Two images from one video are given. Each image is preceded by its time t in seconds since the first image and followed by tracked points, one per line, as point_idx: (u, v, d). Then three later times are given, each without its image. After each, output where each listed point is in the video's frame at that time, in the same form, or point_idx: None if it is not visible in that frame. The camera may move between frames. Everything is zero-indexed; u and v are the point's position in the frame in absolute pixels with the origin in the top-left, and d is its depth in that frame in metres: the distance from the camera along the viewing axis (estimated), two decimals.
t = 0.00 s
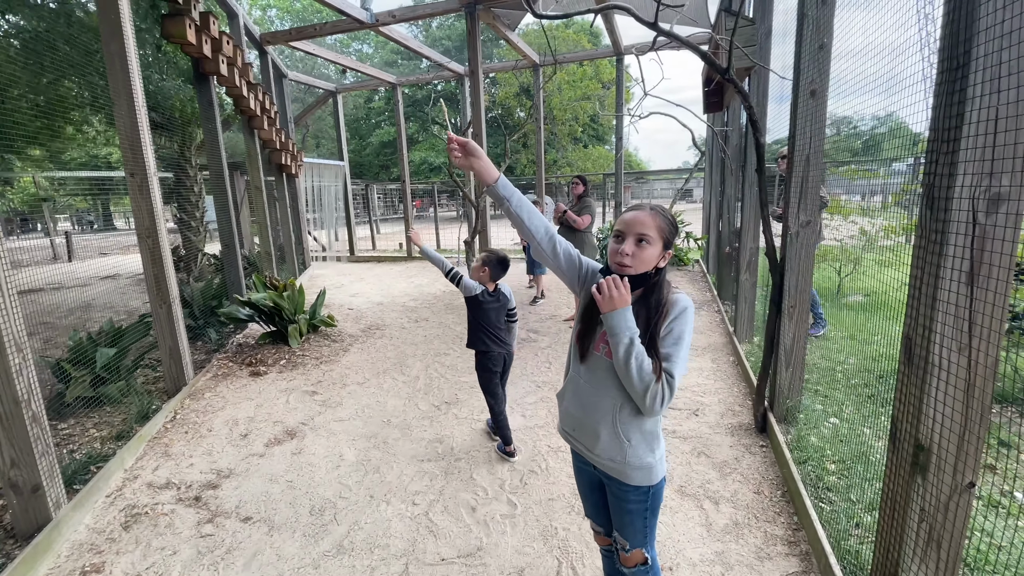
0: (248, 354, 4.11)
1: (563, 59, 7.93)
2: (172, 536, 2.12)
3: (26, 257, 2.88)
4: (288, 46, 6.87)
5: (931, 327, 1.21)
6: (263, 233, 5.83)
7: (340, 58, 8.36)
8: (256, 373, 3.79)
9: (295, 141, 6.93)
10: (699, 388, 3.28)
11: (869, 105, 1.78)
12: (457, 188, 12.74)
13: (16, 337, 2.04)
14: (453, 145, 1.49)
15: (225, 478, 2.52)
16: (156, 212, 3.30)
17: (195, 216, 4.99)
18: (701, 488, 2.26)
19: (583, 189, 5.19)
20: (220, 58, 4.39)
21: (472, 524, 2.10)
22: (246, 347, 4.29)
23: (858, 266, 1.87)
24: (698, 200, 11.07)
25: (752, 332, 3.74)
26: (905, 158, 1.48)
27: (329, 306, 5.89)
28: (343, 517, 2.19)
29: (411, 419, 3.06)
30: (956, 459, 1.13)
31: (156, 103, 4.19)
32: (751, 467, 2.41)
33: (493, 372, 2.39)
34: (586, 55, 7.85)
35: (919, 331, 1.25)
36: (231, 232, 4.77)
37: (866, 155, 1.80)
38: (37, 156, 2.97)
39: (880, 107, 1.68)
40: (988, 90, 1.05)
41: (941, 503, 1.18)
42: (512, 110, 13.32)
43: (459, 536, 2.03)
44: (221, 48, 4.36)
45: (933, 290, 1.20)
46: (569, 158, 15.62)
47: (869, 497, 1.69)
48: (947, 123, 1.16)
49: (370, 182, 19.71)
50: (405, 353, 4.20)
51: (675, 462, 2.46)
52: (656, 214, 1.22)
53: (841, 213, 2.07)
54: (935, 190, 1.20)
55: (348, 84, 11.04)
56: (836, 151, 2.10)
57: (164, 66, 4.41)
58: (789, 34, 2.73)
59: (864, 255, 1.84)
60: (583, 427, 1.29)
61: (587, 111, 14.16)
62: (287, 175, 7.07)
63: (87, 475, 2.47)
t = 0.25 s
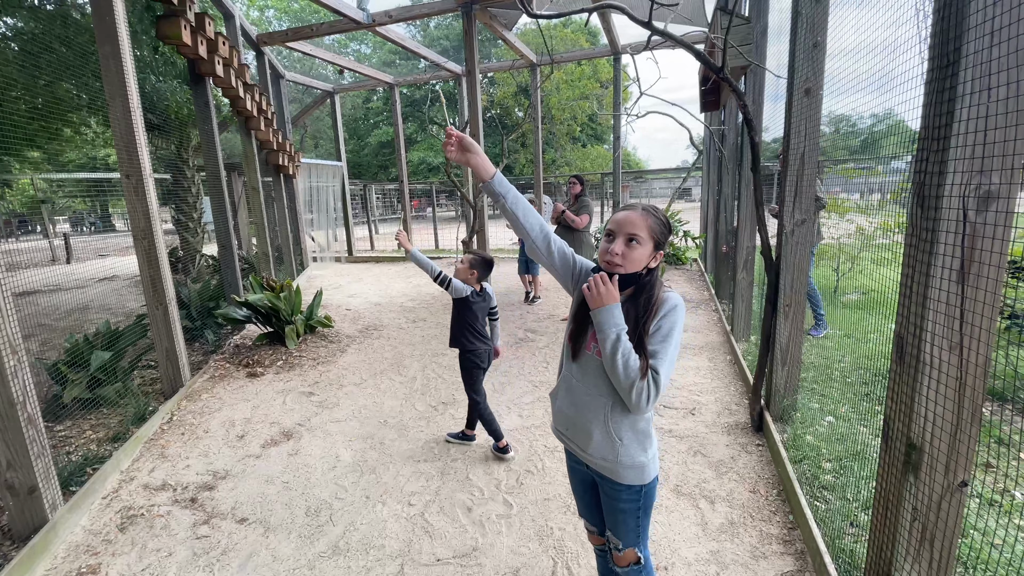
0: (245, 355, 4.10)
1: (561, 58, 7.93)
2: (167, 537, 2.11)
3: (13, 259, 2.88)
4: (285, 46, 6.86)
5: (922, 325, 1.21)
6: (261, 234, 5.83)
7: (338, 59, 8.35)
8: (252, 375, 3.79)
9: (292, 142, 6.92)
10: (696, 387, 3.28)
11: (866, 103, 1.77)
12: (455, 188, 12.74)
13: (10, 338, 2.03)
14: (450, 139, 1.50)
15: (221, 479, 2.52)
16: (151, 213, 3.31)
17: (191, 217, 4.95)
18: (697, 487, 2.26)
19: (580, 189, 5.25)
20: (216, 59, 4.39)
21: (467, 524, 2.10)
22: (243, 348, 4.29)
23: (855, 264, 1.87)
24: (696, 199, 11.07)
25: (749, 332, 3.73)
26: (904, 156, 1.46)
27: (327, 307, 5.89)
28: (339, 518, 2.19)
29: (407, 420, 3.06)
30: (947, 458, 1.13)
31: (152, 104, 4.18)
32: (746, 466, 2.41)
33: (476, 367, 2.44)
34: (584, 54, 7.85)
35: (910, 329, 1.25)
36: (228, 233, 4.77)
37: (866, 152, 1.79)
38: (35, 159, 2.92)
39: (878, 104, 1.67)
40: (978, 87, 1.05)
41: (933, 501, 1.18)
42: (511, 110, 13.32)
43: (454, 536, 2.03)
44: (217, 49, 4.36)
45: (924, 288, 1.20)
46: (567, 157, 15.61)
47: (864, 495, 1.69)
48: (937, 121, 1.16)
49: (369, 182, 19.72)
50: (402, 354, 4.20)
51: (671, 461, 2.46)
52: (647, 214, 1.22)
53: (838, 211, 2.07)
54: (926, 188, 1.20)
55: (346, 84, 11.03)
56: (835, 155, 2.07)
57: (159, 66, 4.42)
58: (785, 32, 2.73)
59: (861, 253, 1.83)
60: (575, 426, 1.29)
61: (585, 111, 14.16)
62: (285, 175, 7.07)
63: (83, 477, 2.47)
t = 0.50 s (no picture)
0: (243, 355, 4.10)
1: (559, 57, 7.93)
2: (165, 537, 2.11)
3: (8, 261, 2.88)
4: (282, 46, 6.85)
5: (917, 322, 1.21)
6: (258, 234, 5.82)
7: (336, 58, 8.34)
8: (250, 375, 3.79)
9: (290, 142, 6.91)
10: (694, 386, 3.28)
11: (864, 102, 1.77)
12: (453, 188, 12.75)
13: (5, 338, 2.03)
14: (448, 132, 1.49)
15: (219, 479, 2.51)
16: (147, 213, 3.30)
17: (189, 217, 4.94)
18: (694, 486, 2.26)
19: (578, 188, 5.27)
20: (213, 59, 4.39)
21: (465, 523, 2.09)
22: (241, 348, 4.29)
23: (853, 262, 1.86)
24: (695, 198, 11.08)
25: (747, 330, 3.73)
26: (903, 153, 1.45)
27: (325, 307, 5.89)
28: (336, 517, 2.18)
29: (405, 419, 3.06)
30: (943, 456, 1.13)
31: (149, 105, 4.18)
32: (744, 465, 2.41)
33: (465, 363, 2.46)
34: (581, 54, 7.85)
35: (905, 327, 1.25)
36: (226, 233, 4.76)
37: (864, 152, 1.78)
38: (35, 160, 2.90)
39: (876, 103, 1.66)
40: (973, 83, 1.04)
41: (929, 499, 1.18)
42: (509, 109, 13.31)
43: (452, 536, 2.03)
44: (214, 48, 4.35)
45: (919, 285, 1.20)
46: (565, 156, 15.61)
47: (862, 493, 1.69)
48: (933, 117, 1.16)
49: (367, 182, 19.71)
50: (400, 353, 4.20)
51: (669, 460, 2.46)
52: (643, 212, 1.22)
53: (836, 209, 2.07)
54: (922, 185, 1.19)
55: (343, 84, 11.02)
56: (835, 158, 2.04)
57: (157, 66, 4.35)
58: (782, 31, 2.73)
59: (859, 251, 1.83)
60: (570, 425, 1.28)
61: (584, 110, 14.16)
62: (283, 175, 7.06)
63: (80, 478, 2.46)
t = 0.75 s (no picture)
0: (242, 355, 4.09)
1: (558, 56, 7.91)
2: (163, 538, 2.10)
3: (7, 262, 2.87)
4: (281, 46, 6.84)
5: (919, 318, 1.20)
6: (258, 234, 5.82)
7: (335, 58, 8.33)
8: (250, 375, 3.78)
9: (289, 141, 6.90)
10: (694, 384, 3.27)
11: (865, 99, 1.76)
12: (453, 187, 12.74)
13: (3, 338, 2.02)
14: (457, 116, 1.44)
15: (218, 479, 2.51)
16: (146, 214, 3.28)
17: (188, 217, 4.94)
18: (695, 484, 2.25)
19: (577, 186, 5.25)
20: (212, 59, 4.38)
21: (465, 523, 2.09)
22: (240, 348, 4.28)
23: (853, 259, 1.85)
24: (695, 197, 11.06)
25: (748, 328, 3.72)
26: (903, 148, 1.44)
27: (325, 307, 5.88)
28: (335, 517, 2.17)
29: (404, 419, 3.05)
30: (946, 453, 1.12)
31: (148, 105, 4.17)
32: (745, 463, 2.40)
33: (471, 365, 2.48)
34: (581, 53, 7.83)
35: (908, 322, 1.24)
36: (225, 232, 4.75)
37: (865, 149, 1.76)
38: (35, 160, 2.93)
39: (877, 100, 1.65)
40: (975, 75, 1.03)
41: (932, 496, 1.17)
42: (509, 109, 13.30)
43: (452, 535, 2.02)
44: (212, 48, 4.35)
45: (922, 280, 1.19)
46: (565, 156, 15.60)
47: (864, 491, 1.68)
48: (934, 110, 1.15)
49: (367, 182, 19.70)
50: (400, 353, 4.19)
51: (670, 458, 2.45)
52: (643, 206, 1.20)
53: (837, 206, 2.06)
54: (923, 180, 1.19)
55: (343, 84, 11.01)
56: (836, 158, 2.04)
57: (156, 66, 4.35)
58: (782, 28, 2.72)
59: (860, 248, 1.82)
60: (572, 424, 1.27)
61: (583, 109, 14.15)
62: (282, 175, 7.06)
63: (79, 478, 2.45)
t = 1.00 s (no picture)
0: (243, 356, 4.09)
1: (559, 56, 7.90)
2: (164, 540, 2.09)
3: (9, 264, 2.87)
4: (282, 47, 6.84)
5: (924, 316, 1.19)
6: (259, 235, 5.81)
7: (335, 59, 8.32)
8: (251, 376, 3.77)
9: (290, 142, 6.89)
10: (696, 383, 3.26)
11: (866, 97, 1.75)
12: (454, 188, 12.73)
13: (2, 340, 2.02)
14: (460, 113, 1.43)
15: (219, 481, 2.50)
16: (147, 215, 3.28)
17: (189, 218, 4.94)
18: (698, 484, 2.24)
19: (578, 185, 5.23)
20: (212, 60, 4.39)
21: (467, 523, 2.08)
22: (241, 349, 4.28)
23: (856, 258, 1.84)
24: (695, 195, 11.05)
25: (750, 327, 3.70)
26: (905, 146, 1.43)
27: (326, 307, 5.88)
28: (336, 518, 2.17)
29: (406, 419, 3.04)
30: (951, 453, 1.11)
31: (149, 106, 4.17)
32: (748, 463, 2.39)
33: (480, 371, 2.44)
34: (581, 52, 7.82)
35: (913, 321, 1.23)
36: (225, 233, 4.75)
37: (867, 147, 1.75)
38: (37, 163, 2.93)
39: (880, 98, 1.64)
40: (980, 70, 1.02)
41: (938, 497, 1.15)
42: (509, 109, 13.29)
43: (453, 536, 2.01)
44: (212, 49, 4.35)
45: (926, 278, 1.18)
46: (565, 156, 15.59)
47: (867, 490, 1.67)
48: (938, 107, 1.14)
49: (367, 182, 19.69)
50: (401, 353, 4.18)
51: (672, 458, 2.44)
52: (642, 204, 1.20)
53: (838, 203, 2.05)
54: (927, 177, 1.17)
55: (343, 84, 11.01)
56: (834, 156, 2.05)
57: (157, 66, 4.33)
58: (782, 26, 2.72)
59: (863, 246, 1.81)
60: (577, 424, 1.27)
61: (584, 109, 14.13)
62: (283, 176, 7.05)
63: (79, 480, 2.45)
